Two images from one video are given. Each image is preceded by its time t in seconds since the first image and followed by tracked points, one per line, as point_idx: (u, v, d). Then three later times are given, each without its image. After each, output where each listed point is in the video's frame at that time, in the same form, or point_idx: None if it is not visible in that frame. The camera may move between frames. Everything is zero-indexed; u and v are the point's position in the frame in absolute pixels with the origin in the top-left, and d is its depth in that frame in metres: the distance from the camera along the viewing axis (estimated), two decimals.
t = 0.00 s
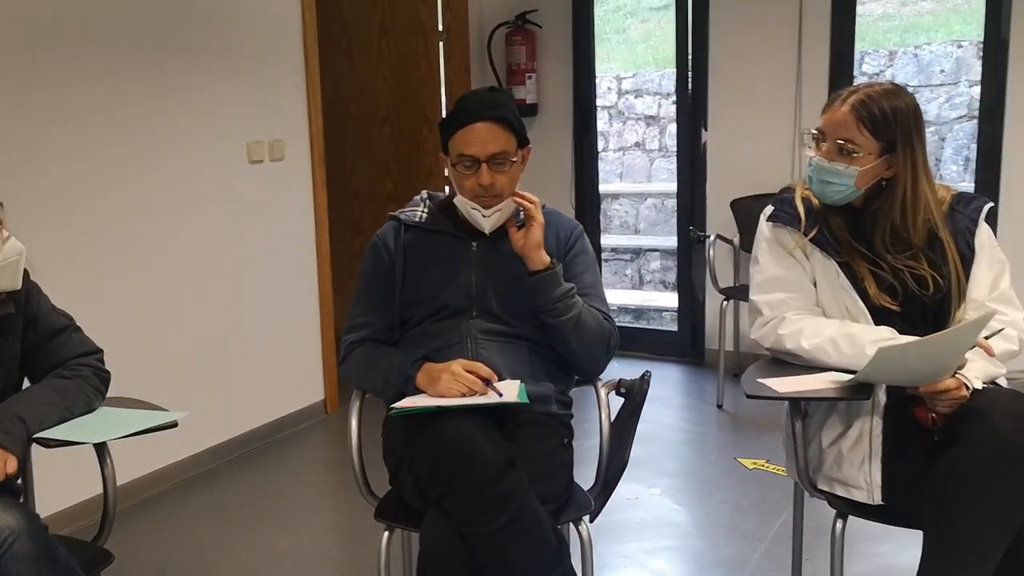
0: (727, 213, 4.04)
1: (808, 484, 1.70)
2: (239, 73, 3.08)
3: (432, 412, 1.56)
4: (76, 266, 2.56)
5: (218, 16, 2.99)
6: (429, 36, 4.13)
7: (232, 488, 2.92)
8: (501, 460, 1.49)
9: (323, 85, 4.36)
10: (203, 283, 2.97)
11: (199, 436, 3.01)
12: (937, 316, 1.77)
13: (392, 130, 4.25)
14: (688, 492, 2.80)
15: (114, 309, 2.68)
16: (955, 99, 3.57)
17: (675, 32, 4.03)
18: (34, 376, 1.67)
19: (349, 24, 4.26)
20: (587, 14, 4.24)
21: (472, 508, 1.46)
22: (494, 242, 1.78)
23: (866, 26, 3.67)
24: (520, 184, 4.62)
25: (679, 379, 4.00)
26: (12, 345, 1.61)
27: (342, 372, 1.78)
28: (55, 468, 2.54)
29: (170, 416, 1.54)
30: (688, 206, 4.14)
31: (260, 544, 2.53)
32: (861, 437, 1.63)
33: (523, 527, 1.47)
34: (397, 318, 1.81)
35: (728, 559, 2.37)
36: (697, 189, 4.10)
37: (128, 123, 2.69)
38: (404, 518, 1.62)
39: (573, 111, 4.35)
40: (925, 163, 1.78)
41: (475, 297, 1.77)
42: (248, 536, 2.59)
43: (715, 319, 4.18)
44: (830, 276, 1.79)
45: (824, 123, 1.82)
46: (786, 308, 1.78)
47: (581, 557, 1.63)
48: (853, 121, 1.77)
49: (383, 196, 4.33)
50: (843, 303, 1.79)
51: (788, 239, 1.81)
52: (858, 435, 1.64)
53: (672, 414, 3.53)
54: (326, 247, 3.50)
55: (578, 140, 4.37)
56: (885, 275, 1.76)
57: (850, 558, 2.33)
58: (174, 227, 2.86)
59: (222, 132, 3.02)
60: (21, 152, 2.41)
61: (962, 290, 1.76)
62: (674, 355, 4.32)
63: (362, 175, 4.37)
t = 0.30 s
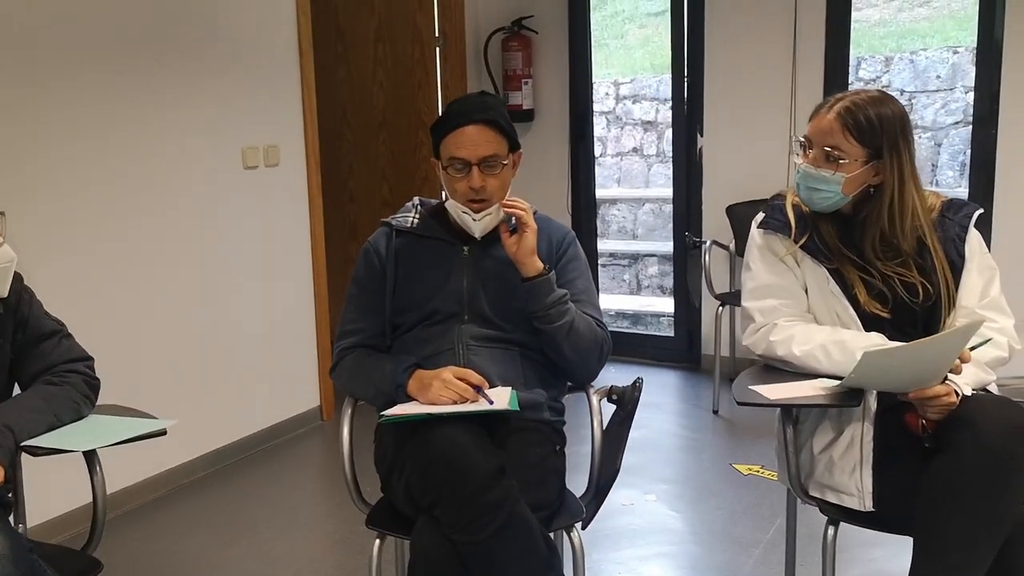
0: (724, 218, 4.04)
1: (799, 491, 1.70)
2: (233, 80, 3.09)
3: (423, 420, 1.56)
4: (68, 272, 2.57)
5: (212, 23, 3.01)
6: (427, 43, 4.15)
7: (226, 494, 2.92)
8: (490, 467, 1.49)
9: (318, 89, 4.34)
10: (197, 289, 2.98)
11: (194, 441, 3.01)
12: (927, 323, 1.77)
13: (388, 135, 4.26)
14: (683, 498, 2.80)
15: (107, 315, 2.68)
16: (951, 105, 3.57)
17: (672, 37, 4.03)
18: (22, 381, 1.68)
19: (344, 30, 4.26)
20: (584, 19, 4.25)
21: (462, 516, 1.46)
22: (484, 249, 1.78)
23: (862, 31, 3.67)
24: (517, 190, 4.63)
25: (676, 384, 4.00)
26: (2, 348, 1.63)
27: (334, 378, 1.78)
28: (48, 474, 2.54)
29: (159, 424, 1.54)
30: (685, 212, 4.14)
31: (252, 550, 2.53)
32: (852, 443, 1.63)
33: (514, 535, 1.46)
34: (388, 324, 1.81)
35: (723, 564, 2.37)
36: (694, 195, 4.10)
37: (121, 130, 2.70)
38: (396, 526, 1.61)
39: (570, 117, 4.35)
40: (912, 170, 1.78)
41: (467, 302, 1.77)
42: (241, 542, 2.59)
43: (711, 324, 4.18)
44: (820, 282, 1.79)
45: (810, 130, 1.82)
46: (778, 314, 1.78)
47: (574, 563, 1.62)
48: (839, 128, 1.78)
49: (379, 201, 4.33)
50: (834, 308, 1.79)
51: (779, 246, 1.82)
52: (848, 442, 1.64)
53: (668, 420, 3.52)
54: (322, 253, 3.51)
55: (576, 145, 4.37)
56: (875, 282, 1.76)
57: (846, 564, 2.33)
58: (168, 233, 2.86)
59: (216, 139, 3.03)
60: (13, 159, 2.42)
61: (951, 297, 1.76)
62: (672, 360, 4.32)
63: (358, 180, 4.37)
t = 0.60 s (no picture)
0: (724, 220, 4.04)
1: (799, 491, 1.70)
2: (233, 81, 3.09)
3: (421, 420, 1.55)
4: (68, 274, 2.57)
5: (212, 24, 3.01)
6: (427, 44, 4.17)
7: (226, 495, 2.92)
8: (488, 467, 1.48)
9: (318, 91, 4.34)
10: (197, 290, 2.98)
11: (193, 443, 3.01)
12: (926, 323, 1.77)
13: (388, 137, 4.27)
14: (684, 499, 2.80)
15: (107, 316, 2.68)
16: (952, 107, 3.56)
17: (673, 39, 4.03)
18: (18, 382, 1.67)
19: (344, 32, 4.26)
20: (584, 21, 4.25)
21: (460, 516, 1.46)
22: (482, 249, 1.78)
23: (863, 33, 3.67)
24: (518, 192, 4.62)
25: (676, 386, 4.00)
26: None
27: (332, 378, 1.77)
28: (47, 475, 2.54)
29: (156, 424, 1.53)
30: (686, 214, 4.14)
31: (251, 551, 2.53)
32: (852, 444, 1.62)
33: (512, 535, 1.46)
34: (386, 325, 1.81)
35: (723, 565, 2.37)
36: (694, 196, 4.10)
37: (121, 130, 2.70)
38: (394, 526, 1.61)
39: (571, 119, 4.35)
40: (910, 170, 1.78)
41: (465, 302, 1.76)
42: (240, 543, 2.59)
43: (711, 326, 4.17)
44: (819, 282, 1.79)
45: (807, 130, 1.82)
46: (777, 315, 1.78)
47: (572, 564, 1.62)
48: (835, 128, 1.77)
49: (379, 203, 4.34)
50: (833, 308, 1.79)
51: (778, 247, 1.82)
52: (848, 443, 1.63)
53: (668, 422, 3.52)
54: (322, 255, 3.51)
55: (576, 148, 4.37)
56: (873, 283, 1.76)
57: (846, 566, 2.32)
58: (168, 234, 2.86)
59: (216, 140, 3.03)
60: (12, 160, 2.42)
61: (950, 297, 1.75)
62: (673, 362, 4.31)
63: (358, 182, 4.37)
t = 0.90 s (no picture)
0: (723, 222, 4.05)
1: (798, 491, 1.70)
2: (233, 83, 3.10)
3: (421, 420, 1.56)
4: (68, 275, 2.57)
5: (212, 26, 3.02)
6: (426, 45, 4.16)
7: (226, 495, 2.92)
8: (488, 467, 1.48)
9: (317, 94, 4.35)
10: (197, 291, 2.98)
11: (193, 443, 3.01)
12: (924, 324, 1.78)
13: (387, 138, 4.27)
14: (683, 500, 2.80)
15: (107, 317, 2.69)
16: (952, 108, 3.57)
17: (672, 41, 4.04)
18: (19, 383, 1.68)
19: (343, 33, 4.28)
20: (584, 23, 4.26)
21: (459, 515, 1.46)
22: (482, 249, 1.78)
23: (863, 35, 3.68)
24: (517, 193, 4.63)
25: (676, 387, 4.00)
26: None
27: (331, 378, 1.78)
28: (47, 476, 2.54)
29: (157, 424, 1.54)
30: (686, 215, 4.15)
31: (252, 552, 2.53)
32: (850, 444, 1.63)
33: (511, 534, 1.46)
34: (386, 324, 1.81)
35: (722, 565, 2.37)
36: (694, 198, 4.11)
37: (122, 132, 2.71)
38: (393, 525, 1.61)
39: (570, 121, 4.36)
40: (910, 170, 1.78)
41: (465, 302, 1.76)
42: (241, 544, 2.59)
43: (710, 327, 4.18)
44: (818, 282, 1.80)
45: (808, 130, 1.82)
46: (776, 315, 1.78)
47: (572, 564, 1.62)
48: (836, 128, 1.78)
49: (379, 204, 4.34)
50: (832, 308, 1.79)
51: (778, 247, 1.83)
52: (848, 442, 1.63)
53: (667, 423, 3.52)
54: (322, 256, 3.52)
55: (575, 150, 4.38)
56: (873, 283, 1.77)
57: (845, 565, 2.32)
58: (168, 235, 2.87)
59: (217, 142, 3.04)
60: (14, 162, 2.43)
61: (949, 297, 1.76)
62: (672, 364, 4.32)
63: (358, 183, 4.38)
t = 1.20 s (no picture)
0: (723, 222, 4.05)
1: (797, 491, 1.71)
2: (233, 83, 3.10)
3: (421, 420, 1.56)
4: (69, 275, 2.58)
5: (212, 27, 3.02)
6: (427, 46, 4.15)
7: (227, 495, 2.93)
8: (487, 467, 1.48)
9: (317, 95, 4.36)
10: (197, 291, 2.99)
11: (194, 443, 3.02)
12: (923, 324, 1.78)
13: (388, 138, 4.28)
14: (683, 500, 2.80)
15: (108, 317, 2.69)
16: (952, 108, 3.57)
17: (672, 41, 4.04)
18: (20, 383, 1.68)
19: (344, 33, 4.29)
20: (584, 23, 4.26)
21: (459, 515, 1.46)
22: (482, 249, 1.79)
23: (863, 35, 3.68)
24: (517, 193, 4.64)
25: (676, 387, 4.00)
26: None
27: (332, 378, 1.78)
28: (47, 476, 2.54)
29: (158, 423, 1.54)
30: (686, 215, 4.15)
31: (252, 551, 2.54)
32: (849, 444, 1.63)
33: (511, 534, 1.46)
34: (387, 324, 1.82)
35: (722, 565, 2.37)
36: (693, 197, 4.12)
37: (122, 133, 2.71)
38: (394, 524, 1.61)
39: (570, 121, 4.37)
40: (911, 170, 1.79)
41: (465, 302, 1.77)
42: (241, 543, 2.59)
43: (709, 327, 4.18)
44: (818, 282, 1.80)
45: (809, 131, 1.83)
46: (776, 315, 1.79)
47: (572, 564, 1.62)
48: (837, 129, 1.78)
49: (380, 204, 4.35)
50: (832, 308, 1.80)
51: (778, 247, 1.83)
52: (847, 442, 1.64)
53: (666, 422, 3.53)
54: (322, 256, 3.52)
55: (575, 150, 4.39)
56: (873, 283, 1.77)
57: (843, 565, 2.33)
58: (169, 236, 2.87)
59: (217, 142, 3.04)
60: (15, 163, 2.43)
61: (948, 298, 1.76)
62: (672, 363, 4.32)
63: (358, 183, 4.39)
